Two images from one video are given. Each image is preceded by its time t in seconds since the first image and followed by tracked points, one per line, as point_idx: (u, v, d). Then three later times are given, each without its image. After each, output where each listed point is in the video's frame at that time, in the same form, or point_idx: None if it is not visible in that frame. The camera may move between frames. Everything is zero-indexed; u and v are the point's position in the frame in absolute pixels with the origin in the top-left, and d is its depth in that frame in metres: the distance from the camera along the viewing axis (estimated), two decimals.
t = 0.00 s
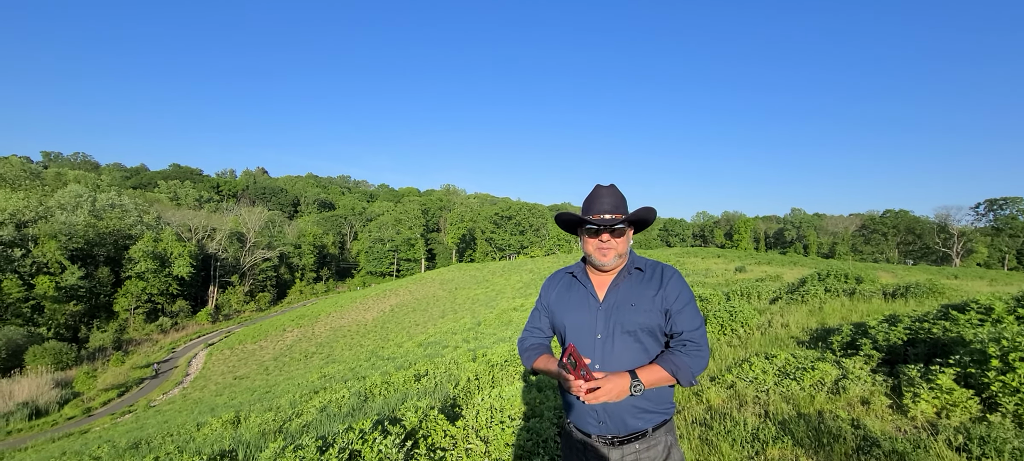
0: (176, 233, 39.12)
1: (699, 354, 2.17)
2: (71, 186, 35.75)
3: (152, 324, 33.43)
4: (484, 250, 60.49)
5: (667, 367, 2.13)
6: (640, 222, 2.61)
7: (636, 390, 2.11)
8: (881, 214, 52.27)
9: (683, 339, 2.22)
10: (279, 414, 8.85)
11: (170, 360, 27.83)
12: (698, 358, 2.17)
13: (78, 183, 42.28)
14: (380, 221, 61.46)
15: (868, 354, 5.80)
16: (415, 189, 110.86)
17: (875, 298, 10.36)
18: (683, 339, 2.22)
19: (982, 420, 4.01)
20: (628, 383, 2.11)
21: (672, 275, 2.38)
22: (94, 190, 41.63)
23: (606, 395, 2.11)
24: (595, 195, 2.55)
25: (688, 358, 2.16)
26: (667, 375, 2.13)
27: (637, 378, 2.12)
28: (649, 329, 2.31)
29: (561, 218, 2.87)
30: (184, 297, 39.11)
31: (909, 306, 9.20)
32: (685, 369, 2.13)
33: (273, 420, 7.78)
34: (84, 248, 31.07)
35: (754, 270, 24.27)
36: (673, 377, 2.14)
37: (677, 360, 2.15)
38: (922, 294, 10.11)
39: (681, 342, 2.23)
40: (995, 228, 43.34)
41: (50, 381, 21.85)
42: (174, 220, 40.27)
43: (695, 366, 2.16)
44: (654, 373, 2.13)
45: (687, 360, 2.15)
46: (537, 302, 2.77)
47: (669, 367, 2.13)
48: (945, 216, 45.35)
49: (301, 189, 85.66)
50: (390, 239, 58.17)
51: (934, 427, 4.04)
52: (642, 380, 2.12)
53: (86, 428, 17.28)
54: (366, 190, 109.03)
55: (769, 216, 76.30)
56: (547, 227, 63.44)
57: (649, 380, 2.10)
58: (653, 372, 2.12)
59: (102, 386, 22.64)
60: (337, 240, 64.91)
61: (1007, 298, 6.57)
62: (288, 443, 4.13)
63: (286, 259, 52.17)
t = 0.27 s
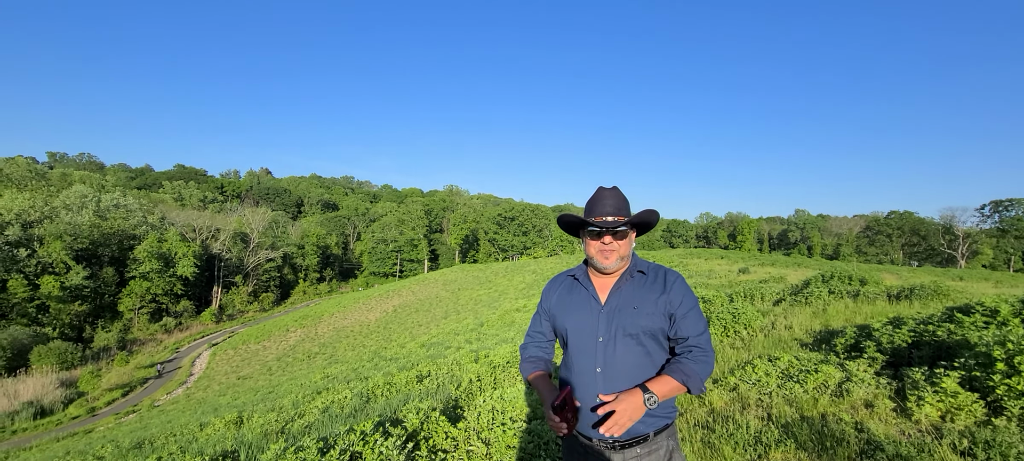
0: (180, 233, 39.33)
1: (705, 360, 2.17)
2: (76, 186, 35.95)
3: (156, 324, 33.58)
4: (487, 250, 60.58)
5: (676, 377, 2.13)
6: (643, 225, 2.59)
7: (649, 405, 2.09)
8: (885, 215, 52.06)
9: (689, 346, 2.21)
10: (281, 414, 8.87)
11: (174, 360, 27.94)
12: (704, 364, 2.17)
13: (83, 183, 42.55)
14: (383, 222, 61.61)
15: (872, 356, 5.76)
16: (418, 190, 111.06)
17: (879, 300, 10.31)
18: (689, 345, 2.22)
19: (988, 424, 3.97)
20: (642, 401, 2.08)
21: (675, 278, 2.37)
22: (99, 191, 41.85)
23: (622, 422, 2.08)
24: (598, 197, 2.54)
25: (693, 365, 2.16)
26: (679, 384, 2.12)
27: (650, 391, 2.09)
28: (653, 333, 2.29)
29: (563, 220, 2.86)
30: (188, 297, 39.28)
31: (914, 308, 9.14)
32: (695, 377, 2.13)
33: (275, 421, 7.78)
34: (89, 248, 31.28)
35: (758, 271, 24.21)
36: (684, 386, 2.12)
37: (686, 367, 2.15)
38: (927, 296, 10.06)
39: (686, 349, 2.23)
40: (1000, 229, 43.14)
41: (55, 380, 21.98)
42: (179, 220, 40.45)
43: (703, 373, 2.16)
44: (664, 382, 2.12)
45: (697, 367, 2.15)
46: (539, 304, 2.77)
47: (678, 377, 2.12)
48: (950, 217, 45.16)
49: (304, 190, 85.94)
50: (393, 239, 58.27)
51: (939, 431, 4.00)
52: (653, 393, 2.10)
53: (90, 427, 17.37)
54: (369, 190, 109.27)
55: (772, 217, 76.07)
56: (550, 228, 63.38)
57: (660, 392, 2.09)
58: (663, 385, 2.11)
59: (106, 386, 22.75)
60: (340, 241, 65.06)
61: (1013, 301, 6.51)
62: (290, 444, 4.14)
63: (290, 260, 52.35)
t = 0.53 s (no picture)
0: (182, 233, 39.45)
1: (730, 361, 2.16)
2: (79, 186, 36.09)
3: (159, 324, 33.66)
4: (489, 251, 60.65)
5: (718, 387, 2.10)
6: (645, 227, 2.56)
7: (708, 431, 2.04)
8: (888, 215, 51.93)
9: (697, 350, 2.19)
10: (283, 415, 8.89)
11: (176, 360, 28.03)
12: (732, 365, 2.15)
13: (86, 184, 42.72)
14: (385, 222, 61.68)
15: (875, 358, 5.73)
16: (419, 190, 111.14)
17: (882, 302, 10.28)
18: (713, 348, 2.20)
19: (991, 427, 3.94)
20: (702, 431, 2.04)
21: (678, 282, 2.35)
22: (102, 191, 41.99)
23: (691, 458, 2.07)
24: (599, 200, 2.54)
25: (724, 369, 2.13)
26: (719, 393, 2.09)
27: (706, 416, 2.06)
28: (656, 338, 2.27)
29: (565, 224, 2.84)
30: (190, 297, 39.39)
31: (917, 310, 9.12)
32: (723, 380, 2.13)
33: (276, 421, 7.81)
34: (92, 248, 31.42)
35: (760, 272, 24.15)
36: (722, 394, 2.10)
37: (721, 377, 2.12)
38: (930, 298, 10.02)
39: (712, 354, 2.21)
40: (1004, 230, 43.02)
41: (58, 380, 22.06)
42: (181, 220, 40.59)
43: (732, 376, 2.13)
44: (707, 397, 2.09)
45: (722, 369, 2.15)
46: (540, 308, 2.74)
47: (716, 389, 2.10)
48: (954, 217, 45.02)
49: (306, 190, 86.09)
50: (395, 240, 58.38)
51: (942, 434, 3.98)
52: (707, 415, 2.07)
53: (93, 427, 17.43)
54: (371, 191, 109.51)
55: (775, 217, 75.93)
56: (552, 229, 63.39)
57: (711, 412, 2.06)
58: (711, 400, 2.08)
59: (109, 385, 22.82)
60: (342, 241, 65.16)
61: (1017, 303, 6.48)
62: (291, 444, 4.15)
63: (291, 260, 52.45)
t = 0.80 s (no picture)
0: (181, 233, 39.42)
1: (744, 350, 2.22)
2: (78, 186, 36.00)
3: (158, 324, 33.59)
4: (488, 251, 60.65)
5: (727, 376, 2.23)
6: (651, 230, 2.55)
7: (713, 416, 2.27)
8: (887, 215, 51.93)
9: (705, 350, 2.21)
10: (282, 416, 8.86)
11: (176, 360, 27.99)
12: (745, 356, 2.22)
13: (86, 184, 42.67)
14: (384, 222, 61.64)
15: (876, 360, 5.73)
16: (419, 191, 111.03)
17: (882, 302, 10.27)
18: (722, 343, 2.25)
19: (995, 429, 3.92)
20: (707, 416, 2.27)
21: (684, 284, 2.34)
22: (101, 191, 41.96)
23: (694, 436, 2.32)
24: (603, 202, 2.53)
25: (735, 360, 2.23)
26: (728, 383, 2.23)
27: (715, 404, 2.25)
28: (662, 343, 2.26)
29: (566, 225, 2.82)
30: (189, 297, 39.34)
31: (918, 311, 9.10)
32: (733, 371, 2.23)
33: (276, 422, 7.79)
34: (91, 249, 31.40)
35: (760, 272, 24.12)
36: (731, 382, 2.23)
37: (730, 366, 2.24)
38: (931, 299, 10.01)
39: (722, 348, 2.28)
40: (1003, 230, 43.06)
41: (57, 380, 22.01)
42: (180, 220, 40.57)
43: (743, 366, 2.23)
44: (717, 387, 2.24)
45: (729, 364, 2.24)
46: (542, 311, 2.71)
47: (723, 378, 2.24)
48: (953, 218, 45.01)
49: (305, 190, 85.99)
50: (394, 240, 58.35)
51: (946, 436, 3.96)
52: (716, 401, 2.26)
53: (92, 427, 17.40)
54: (370, 191, 109.41)
55: (774, 218, 75.93)
56: (551, 229, 63.32)
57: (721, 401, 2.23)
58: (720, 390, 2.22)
59: (108, 386, 22.80)
60: (341, 241, 65.07)
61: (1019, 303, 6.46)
62: (290, 446, 4.13)
63: (290, 260, 52.35)
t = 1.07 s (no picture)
0: (174, 238, 39.06)
1: (748, 363, 2.16)
2: (68, 192, 35.57)
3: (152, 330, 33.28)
4: (483, 251, 60.61)
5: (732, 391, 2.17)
6: (657, 232, 2.53)
7: (715, 431, 2.23)
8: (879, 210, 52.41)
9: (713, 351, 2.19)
10: (279, 421, 8.78)
11: (171, 366, 27.74)
12: (751, 366, 2.16)
13: (76, 190, 42.21)
14: (379, 224, 61.38)
15: (876, 355, 5.75)
16: (413, 192, 110.75)
17: (878, 297, 10.33)
18: (727, 352, 2.20)
19: (997, 423, 3.95)
20: (710, 431, 2.23)
21: (691, 286, 2.31)
22: (91, 197, 41.50)
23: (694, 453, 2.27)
24: (609, 203, 2.52)
25: (739, 373, 2.16)
26: (732, 397, 2.17)
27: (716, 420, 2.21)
28: (670, 345, 2.23)
29: (572, 226, 2.81)
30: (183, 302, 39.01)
31: (914, 304, 9.16)
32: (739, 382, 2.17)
33: (273, 428, 7.71)
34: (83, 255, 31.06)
35: (754, 268, 24.26)
36: (735, 396, 2.17)
37: (734, 375, 2.18)
38: (926, 292, 10.08)
39: (727, 357, 2.22)
40: (993, 223, 43.57)
41: (50, 389, 21.75)
42: (172, 225, 40.20)
43: (749, 379, 2.18)
44: (720, 401, 2.18)
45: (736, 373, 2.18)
46: (549, 314, 2.69)
47: (728, 392, 2.18)
48: (944, 211, 45.50)
49: (299, 193, 85.50)
50: (389, 242, 58.17)
51: (949, 431, 3.98)
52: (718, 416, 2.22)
53: (86, 435, 17.21)
54: (364, 193, 108.98)
55: (767, 213, 76.39)
56: (546, 228, 63.31)
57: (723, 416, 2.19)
58: (724, 404, 2.18)
59: (102, 393, 22.55)
60: (335, 244, 64.77)
61: (1015, 296, 6.51)
62: (289, 453, 4.06)
63: (285, 264, 52.01)
